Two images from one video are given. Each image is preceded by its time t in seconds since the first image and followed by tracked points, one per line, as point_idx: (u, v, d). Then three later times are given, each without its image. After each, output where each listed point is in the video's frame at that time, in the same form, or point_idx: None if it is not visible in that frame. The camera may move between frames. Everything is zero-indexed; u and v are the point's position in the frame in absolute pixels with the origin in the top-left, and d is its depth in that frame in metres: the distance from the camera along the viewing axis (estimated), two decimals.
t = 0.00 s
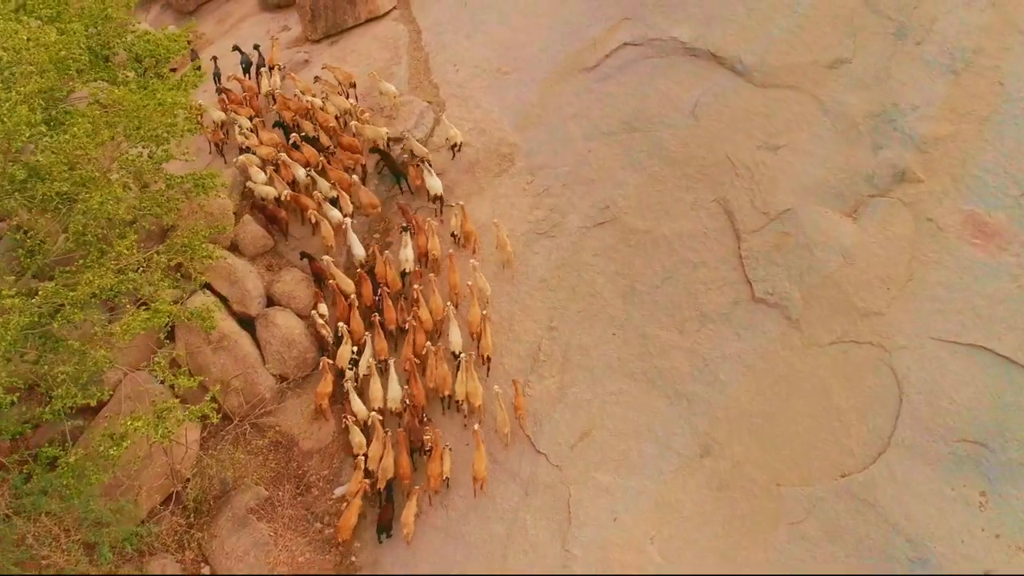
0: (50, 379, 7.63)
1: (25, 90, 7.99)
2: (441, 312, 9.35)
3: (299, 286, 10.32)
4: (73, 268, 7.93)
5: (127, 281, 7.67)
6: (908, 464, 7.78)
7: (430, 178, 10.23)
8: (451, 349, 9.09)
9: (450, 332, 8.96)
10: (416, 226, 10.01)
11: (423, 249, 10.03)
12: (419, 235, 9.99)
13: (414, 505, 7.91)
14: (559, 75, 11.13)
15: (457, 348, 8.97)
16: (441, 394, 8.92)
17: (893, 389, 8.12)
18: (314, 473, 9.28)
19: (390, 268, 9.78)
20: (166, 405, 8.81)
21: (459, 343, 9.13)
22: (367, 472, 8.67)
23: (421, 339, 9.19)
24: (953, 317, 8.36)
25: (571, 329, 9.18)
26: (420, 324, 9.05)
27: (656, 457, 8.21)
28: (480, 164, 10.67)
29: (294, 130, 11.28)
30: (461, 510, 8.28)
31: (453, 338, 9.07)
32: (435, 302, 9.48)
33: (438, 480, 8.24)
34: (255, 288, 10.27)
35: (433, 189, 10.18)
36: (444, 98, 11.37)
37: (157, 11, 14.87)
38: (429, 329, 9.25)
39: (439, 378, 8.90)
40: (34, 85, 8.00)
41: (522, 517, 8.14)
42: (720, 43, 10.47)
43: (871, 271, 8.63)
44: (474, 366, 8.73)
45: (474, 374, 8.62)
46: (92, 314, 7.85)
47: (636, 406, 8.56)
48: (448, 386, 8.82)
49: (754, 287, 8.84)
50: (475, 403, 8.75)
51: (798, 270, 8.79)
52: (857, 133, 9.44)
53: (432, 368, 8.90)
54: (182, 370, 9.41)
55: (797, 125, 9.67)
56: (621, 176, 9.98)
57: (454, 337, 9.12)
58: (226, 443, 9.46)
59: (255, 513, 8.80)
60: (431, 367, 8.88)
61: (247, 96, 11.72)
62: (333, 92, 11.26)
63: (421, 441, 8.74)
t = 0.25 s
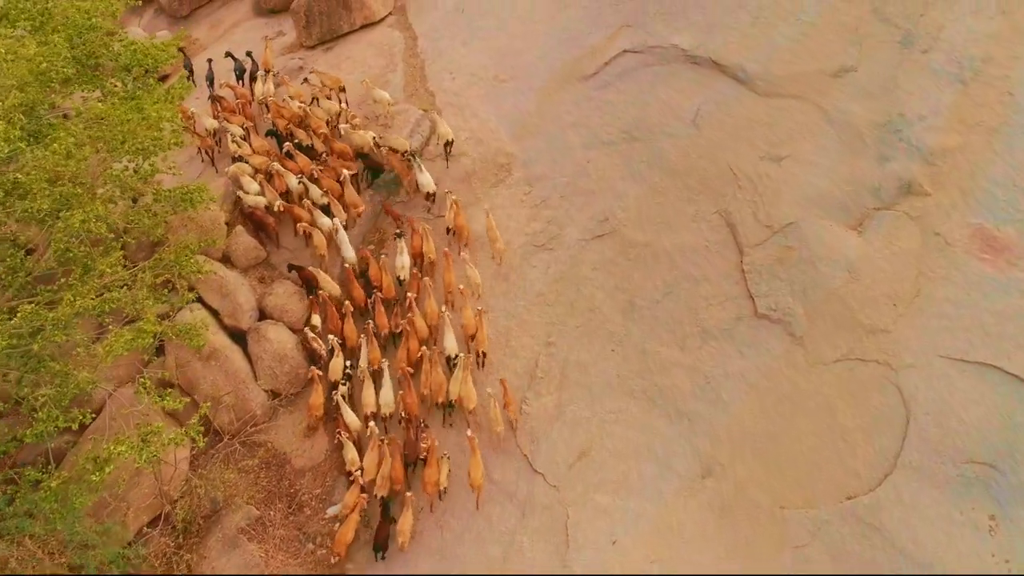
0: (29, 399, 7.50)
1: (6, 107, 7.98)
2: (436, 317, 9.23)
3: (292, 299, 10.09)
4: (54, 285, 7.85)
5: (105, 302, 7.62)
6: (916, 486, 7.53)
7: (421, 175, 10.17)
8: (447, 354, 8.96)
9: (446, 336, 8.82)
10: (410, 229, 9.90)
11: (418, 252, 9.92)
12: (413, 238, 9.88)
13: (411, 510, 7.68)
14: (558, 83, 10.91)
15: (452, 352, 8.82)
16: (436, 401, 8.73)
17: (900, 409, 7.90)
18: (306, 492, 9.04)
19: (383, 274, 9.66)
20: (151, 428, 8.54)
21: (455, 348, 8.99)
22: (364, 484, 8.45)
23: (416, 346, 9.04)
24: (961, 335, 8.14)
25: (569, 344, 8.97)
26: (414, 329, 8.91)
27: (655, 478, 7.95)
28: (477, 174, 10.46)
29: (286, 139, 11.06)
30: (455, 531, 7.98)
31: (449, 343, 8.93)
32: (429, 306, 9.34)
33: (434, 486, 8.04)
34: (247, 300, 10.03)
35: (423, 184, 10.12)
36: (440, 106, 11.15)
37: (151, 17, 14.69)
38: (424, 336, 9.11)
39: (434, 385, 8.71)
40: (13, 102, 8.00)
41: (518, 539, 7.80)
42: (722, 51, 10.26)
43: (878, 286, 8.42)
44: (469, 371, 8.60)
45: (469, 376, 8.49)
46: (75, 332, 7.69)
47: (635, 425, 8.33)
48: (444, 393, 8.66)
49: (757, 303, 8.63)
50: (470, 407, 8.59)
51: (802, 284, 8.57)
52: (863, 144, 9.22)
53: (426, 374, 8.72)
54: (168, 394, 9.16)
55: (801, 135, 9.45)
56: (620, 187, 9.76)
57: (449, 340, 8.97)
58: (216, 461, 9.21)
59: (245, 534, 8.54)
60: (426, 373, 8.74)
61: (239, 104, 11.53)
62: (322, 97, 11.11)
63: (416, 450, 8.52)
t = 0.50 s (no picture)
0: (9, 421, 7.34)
1: None
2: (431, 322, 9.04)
3: (284, 312, 9.87)
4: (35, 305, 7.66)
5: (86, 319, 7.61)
6: (925, 510, 7.25)
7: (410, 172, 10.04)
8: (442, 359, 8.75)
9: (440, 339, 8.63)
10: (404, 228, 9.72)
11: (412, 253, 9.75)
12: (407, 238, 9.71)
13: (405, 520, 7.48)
14: (556, 91, 10.71)
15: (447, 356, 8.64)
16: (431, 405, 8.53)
17: (907, 430, 7.66)
18: (298, 511, 8.77)
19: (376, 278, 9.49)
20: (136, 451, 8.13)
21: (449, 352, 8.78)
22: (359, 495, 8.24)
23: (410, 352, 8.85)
24: (970, 352, 7.92)
25: (567, 361, 8.75)
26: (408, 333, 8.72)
27: (655, 499, 7.69)
28: (473, 184, 10.25)
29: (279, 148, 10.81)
30: (451, 553, 7.71)
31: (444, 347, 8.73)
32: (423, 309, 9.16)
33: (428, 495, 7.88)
34: (239, 314, 9.78)
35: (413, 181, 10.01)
36: (436, 114, 10.93)
37: (144, 22, 14.48)
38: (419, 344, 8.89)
39: (428, 390, 8.50)
40: None
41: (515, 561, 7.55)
42: (723, 59, 10.06)
43: (884, 302, 8.20)
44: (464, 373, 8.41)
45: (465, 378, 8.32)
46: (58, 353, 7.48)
47: (635, 445, 8.09)
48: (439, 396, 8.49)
49: (760, 319, 8.41)
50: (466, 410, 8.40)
51: (806, 300, 8.36)
52: (867, 156, 9.02)
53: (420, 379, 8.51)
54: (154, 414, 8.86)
55: (804, 146, 9.24)
56: (620, 198, 9.55)
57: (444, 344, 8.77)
58: (206, 481, 8.97)
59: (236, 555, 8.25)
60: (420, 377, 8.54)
61: (233, 113, 11.30)
62: (311, 100, 10.87)
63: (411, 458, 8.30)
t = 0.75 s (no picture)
0: None
1: None
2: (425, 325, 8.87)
3: (276, 325, 9.64)
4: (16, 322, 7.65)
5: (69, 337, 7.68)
6: (934, 533, 6.98)
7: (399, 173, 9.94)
8: (436, 361, 8.59)
9: (435, 342, 8.49)
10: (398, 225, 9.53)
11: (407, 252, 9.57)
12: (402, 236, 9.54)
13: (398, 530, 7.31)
14: (554, 98, 10.48)
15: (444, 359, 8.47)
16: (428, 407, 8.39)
17: (914, 450, 7.42)
18: (289, 531, 8.58)
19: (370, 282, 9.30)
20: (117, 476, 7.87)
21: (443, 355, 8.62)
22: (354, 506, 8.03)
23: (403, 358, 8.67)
24: (979, 370, 7.71)
25: (565, 376, 8.51)
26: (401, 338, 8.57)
27: (654, 520, 7.40)
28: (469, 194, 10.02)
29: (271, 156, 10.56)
30: None
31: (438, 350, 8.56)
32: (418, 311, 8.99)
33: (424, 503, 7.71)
34: (229, 326, 9.56)
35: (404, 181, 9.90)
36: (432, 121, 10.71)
37: (136, 26, 14.26)
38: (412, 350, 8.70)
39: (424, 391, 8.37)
40: None
41: None
42: (725, 66, 9.83)
43: (890, 318, 7.98)
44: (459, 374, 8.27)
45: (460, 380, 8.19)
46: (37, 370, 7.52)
47: (634, 463, 7.83)
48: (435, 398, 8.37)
49: (763, 334, 8.18)
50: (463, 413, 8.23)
51: (810, 315, 8.14)
52: (873, 166, 8.80)
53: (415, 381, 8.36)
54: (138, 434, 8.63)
55: (808, 156, 9.02)
56: (619, 209, 9.33)
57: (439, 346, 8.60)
58: (195, 499, 8.75)
59: None
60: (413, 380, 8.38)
61: (225, 121, 11.06)
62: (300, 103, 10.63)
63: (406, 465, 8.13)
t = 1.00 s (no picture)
0: None
1: None
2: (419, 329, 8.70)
3: (266, 339, 9.40)
4: None
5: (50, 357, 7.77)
6: (944, 558, 6.71)
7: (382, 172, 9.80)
8: (429, 365, 8.42)
9: (428, 345, 8.31)
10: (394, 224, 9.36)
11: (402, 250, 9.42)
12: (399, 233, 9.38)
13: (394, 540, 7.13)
14: (552, 105, 10.25)
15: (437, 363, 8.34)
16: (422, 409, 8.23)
17: (923, 472, 7.19)
18: (278, 552, 8.33)
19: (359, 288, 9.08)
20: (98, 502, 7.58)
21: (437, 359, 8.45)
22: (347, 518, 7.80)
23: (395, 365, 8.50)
24: (989, 389, 7.49)
25: (562, 393, 8.26)
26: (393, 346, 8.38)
27: (653, 543, 7.11)
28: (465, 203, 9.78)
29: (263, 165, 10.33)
30: None
31: (431, 354, 8.39)
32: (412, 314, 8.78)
33: (418, 514, 7.53)
34: (219, 340, 9.33)
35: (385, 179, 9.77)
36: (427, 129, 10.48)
37: (128, 30, 14.03)
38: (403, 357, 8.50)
39: (417, 394, 8.22)
40: None
41: None
42: (727, 73, 9.60)
43: (897, 334, 7.76)
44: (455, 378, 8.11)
45: (459, 387, 8.00)
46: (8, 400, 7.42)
47: (633, 485, 7.56)
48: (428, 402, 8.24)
49: (766, 350, 7.95)
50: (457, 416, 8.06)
51: (815, 330, 7.91)
52: (879, 176, 8.57)
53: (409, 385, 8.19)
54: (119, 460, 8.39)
55: (812, 167, 8.79)
56: (618, 220, 9.10)
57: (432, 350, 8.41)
58: (182, 519, 8.52)
59: None
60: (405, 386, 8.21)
61: (216, 128, 10.86)
62: (289, 107, 10.47)
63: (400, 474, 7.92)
